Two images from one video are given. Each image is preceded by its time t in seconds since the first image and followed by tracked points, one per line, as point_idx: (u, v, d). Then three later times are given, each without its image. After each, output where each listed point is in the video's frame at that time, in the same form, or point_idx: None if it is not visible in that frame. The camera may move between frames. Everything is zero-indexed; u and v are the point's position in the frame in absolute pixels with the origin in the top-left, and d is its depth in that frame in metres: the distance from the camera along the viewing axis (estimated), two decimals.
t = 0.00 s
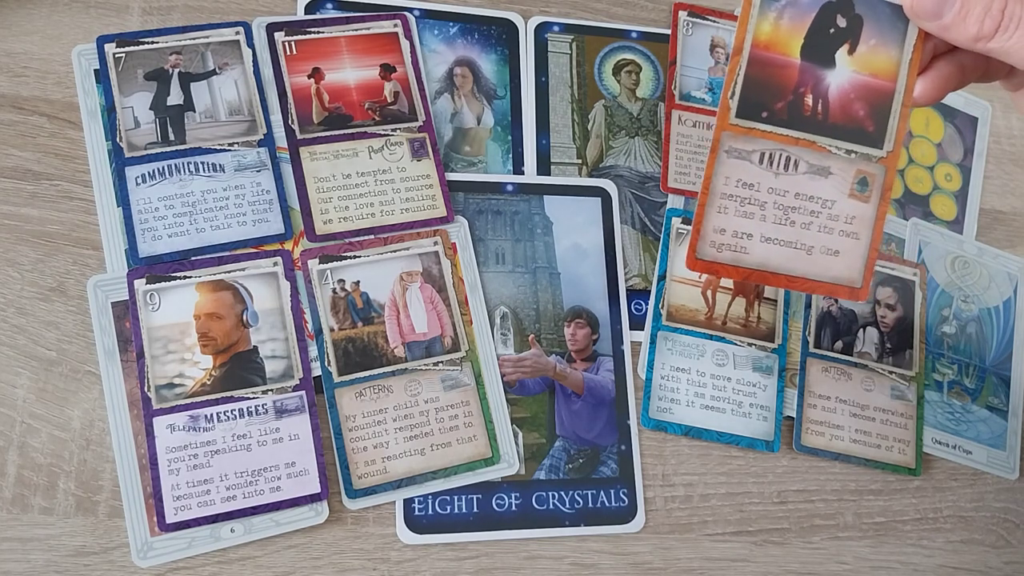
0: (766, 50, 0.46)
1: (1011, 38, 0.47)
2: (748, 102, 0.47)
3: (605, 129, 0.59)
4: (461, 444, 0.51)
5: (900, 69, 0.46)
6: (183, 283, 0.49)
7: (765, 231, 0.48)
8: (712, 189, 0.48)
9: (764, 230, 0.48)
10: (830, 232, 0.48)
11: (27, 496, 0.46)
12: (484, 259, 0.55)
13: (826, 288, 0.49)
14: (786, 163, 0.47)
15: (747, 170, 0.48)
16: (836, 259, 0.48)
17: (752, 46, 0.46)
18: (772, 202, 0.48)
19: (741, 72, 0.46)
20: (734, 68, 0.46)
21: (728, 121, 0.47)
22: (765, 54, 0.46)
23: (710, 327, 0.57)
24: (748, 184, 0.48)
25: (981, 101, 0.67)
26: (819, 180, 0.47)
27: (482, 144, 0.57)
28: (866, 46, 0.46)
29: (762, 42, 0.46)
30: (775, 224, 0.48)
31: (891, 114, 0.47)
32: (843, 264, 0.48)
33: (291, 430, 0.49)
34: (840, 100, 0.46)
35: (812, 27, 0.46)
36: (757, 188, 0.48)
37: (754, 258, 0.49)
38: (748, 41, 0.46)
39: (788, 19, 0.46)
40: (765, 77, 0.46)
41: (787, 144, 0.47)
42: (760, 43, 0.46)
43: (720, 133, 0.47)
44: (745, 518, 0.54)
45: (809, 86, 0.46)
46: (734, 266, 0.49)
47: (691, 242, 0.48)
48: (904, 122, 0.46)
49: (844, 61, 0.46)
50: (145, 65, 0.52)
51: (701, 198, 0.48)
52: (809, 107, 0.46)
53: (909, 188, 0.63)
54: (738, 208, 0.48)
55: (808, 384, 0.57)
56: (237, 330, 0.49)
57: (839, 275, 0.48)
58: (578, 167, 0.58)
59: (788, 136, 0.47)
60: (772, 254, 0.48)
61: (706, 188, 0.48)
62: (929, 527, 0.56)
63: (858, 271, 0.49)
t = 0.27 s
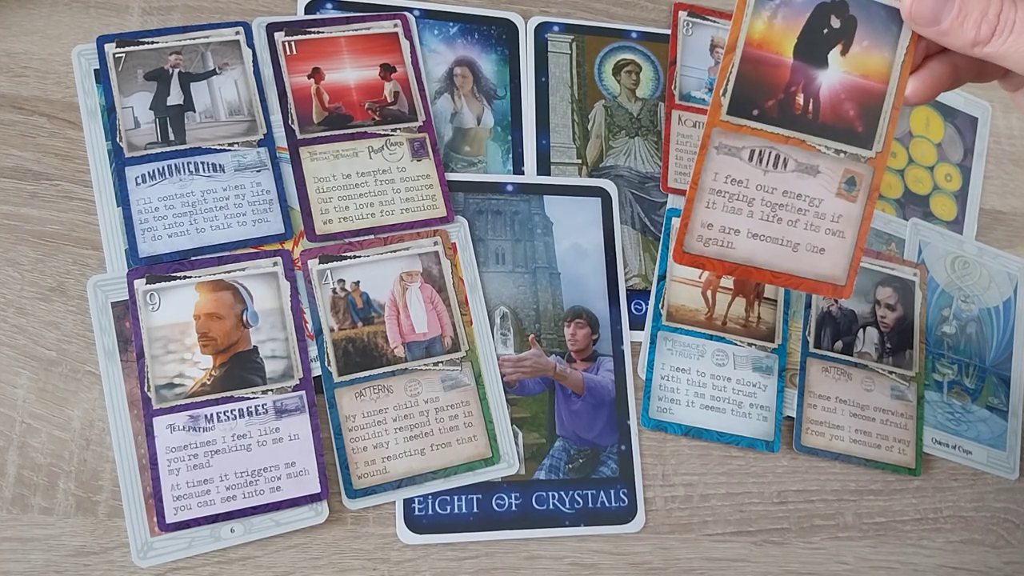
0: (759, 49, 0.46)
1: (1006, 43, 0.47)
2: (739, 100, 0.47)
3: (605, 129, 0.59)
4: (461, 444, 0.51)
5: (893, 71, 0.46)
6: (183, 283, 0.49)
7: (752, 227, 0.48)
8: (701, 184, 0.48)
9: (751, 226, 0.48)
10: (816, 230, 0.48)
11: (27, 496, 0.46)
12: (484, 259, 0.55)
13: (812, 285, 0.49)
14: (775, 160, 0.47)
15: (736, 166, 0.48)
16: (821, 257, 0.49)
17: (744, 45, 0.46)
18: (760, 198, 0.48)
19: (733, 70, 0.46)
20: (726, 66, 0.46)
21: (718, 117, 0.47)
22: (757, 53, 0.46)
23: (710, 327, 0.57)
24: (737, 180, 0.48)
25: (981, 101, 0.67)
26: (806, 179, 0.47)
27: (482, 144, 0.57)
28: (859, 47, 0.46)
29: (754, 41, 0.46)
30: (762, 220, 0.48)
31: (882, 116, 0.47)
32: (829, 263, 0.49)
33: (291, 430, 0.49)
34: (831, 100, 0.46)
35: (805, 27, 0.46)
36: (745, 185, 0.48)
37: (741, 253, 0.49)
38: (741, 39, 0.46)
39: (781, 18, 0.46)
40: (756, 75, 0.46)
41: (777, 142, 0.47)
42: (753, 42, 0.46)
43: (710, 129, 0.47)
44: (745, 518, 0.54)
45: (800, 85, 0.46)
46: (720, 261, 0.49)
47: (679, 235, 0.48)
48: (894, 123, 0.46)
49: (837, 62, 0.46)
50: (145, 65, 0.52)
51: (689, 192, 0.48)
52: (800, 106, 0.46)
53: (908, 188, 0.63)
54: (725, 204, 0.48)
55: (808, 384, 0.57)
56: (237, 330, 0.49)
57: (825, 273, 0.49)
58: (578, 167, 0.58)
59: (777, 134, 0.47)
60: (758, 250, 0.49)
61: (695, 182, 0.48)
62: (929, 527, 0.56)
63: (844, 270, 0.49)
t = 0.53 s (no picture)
0: (769, 42, 0.46)
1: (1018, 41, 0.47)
2: (748, 93, 0.47)
3: (605, 129, 0.59)
4: (461, 444, 0.51)
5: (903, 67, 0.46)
6: (183, 283, 0.49)
7: (759, 221, 0.48)
8: (709, 177, 0.48)
9: (758, 220, 0.48)
10: (823, 226, 0.48)
11: (27, 496, 0.46)
12: (484, 259, 0.55)
13: (817, 281, 0.49)
14: (783, 155, 0.47)
15: (744, 160, 0.48)
16: (828, 253, 0.49)
17: (755, 37, 0.46)
18: (768, 193, 0.48)
19: (743, 63, 0.46)
20: (736, 58, 0.46)
21: (727, 111, 0.47)
22: (767, 46, 0.46)
23: (710, 327, 0.57)
24: (745, 174, 0.48)
25: (981, 101, 0.67)
26: (815, 174, 0.47)
27: (482, 144, 0.57)
28: (869, 43, 0.45)
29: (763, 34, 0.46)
30: (770, 215, 0.48)
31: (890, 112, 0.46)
32: (835, 258, 0.49)
33: (291, 430, 0.49)
34: (839, 95, 0.46)
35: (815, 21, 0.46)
36: (753, 179, 0.48)
37: (747, 248, 0.49)
38: (751, 31, 0.46)
39: (792, 11, 0.46)
40: (766, 68, 0.46)
41: (786, 136, 0.47)
42: (763, 35, 0.46)
43: (719, 122, 0.47)
44: (745, 518, 0.54)
45: (809, 79, 0.46)
46: (726, 255, 0.49)
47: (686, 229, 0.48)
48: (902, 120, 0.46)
49: (846, 57, 0.45)
50: (145, 65, 0.52)
51: (697, 186, 0.48)
52: (807, 101, 0.46)
53: (909, 188, 0.63)
54: (734, 198, 0.48)
55: (808, 384, 0.57)
56: (237, 330, 0.49)
57: (831, 269, 0.49)
58: (578, 167, 0.58)
59: (786, 129, 0.47)
60: (765, 245, 0.49)
61: (703, 176, 0.48)
62: (929, 527, 0.56)
63: (850, 266, 0.49)
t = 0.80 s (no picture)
0: (767, 43, 0.46)
1: (1016, 48, 0.47)
2: (745, 94, 0.47)
3: (605, 129, 0.59)
4: (461, 444, 0.51)
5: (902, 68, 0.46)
6: (183, 283, 0.49)
7: (755, 222, 0.48)
8: (706, 178, 0.48)
9: (754, 221, 0.48)
10: (819, 227, 0.48)
11: (27, 496, 0.46)
12: (484, 259, 0.55)
13: (814, 281, 0.49)
14: (780, 156, 0.47)
15: (741, 161, 0.47)
16: (824, 253, 0.49)
17: (752, 38, 0.46)
18: (764, 194, 0.48)
19: (741, 64, 0.46)
20: (734, 59, 0.46)
21: (724, 112, 0.47)
22: (765, 47, 0.46)
23: (710, 327, 0.57)
24: (742, 175, 0.48)
25: (981, 101, 0.67)
26: (811, 175, 0.47)
27: (482, 144, 0.57)
28: (868, 44, 0.45)
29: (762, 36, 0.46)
30: (766, 215, 0.48)
31: (887, 113, 0.46)
32: (831, 259, 0.49)
33: (291, 430, 0.49)
34: (836, 96, 0.46)
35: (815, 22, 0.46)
36: (750, 180, 0.48)
37: (743, 249, 0.49)
38: (749, 32, 0.46)
39: (790, 12, 0.46)
40: (763, 69, 0.46)
41: (782, 137, 0.47)
42: (760, 36, 0.46)
43: (716, 123, 0.47)
44: (745, 518, 0.54)
45: (806, 80, 0.46)
46: (722, 256, 0.49)
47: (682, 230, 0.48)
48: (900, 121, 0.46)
49: (843, 58, 0.45)
50: (145, 65, 0.52)
51: (694, 187, 0.48)
52: (806, 102, 0.46)
53: (908, 188, 0.63)
54: (730, 199, 0.48)
55: (808, 384, 0.57)
56: (237, 330, 0.49)
57: (827, 270, 0.49)
58: (578, 167, 0.58)
59: (783, 130, 0.47)
60: (761, 246, 0.49)
61: (699, 177, 0.48)
62: (929, 527, 0.56)
63: (846, 266, 0.49)
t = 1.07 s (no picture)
0: (769, 43, 0.46)
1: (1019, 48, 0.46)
2: (747, 93, 0.47)
3: (605, 129, 0.59)
4: (461, 444, 0.51)
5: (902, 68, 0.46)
6: (183, 283, 0.49)
7: (756, 222, 0.48)
8: (707, 177, 0.48)
9: (755, 221, 0.48)
10: (820, 226, 0.48)
11: (27, 496, 0.46)
12: (484, 259, 0.55)
13: (815, 281, 0.49)
14: (781, 156, 0.47)
15: (742, 161, 0.48)
16: (825, 253, 0.49)
17: (754, 38, 0.46)
18: (765, 193, 0.48)
19: (742, 63, 0.46)
20: (736, 59, 0.46)
21: (726, 111, 0.47)
22: (766, 46, 0.46)
23: (710, 327, 0.57)
24: (743, 174, 0.48)
25: (981, 101, 0.67)
26: (812, 174, 0.47)
27: (482, 144, 0.57)
28: (869, 43, 0.45)
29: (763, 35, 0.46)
30: (767, 215, 0.48)
31: (888, 113, 0.46)
32: (832, 259, 0.49)
33: (291, 430, 0.49)
34: (838, 96, 0.46)
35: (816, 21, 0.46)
36: (751, 179, 0.48)
37: (744, 248, 0.49)
38: (751, 32, 0.46)
39: (791, 12, 0.46)
40: (765, 69, 0.46)
41: (783, 137, 0.47)
42: (762, 36, 0.46)
43: (718, 123, 0.47)
44: (745, 518, 0.54)
45: (808, 80, 0.46)
46: (722, 255, 0.49)
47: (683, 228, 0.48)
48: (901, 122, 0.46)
49: (845, 57, 0.45)
50: (145, 65, 0.52)
51: (695, 186, 0.48)
52: (807, 101, 0.46)
53: (909, 188, 0.63)
54: (731, 198, 0.48)
55: (807, 384, 0.57)
56: (237, 330, 0.49)
57: (827, 269, 0.49)
58: (578, 167, 0.58)
59: (784, 129, 0.47)
60: (762, 245, 0.49)
61: (700, 176, 0.48)
62: (929, 527, 0.56)
63: (847, 266, 0.49)
